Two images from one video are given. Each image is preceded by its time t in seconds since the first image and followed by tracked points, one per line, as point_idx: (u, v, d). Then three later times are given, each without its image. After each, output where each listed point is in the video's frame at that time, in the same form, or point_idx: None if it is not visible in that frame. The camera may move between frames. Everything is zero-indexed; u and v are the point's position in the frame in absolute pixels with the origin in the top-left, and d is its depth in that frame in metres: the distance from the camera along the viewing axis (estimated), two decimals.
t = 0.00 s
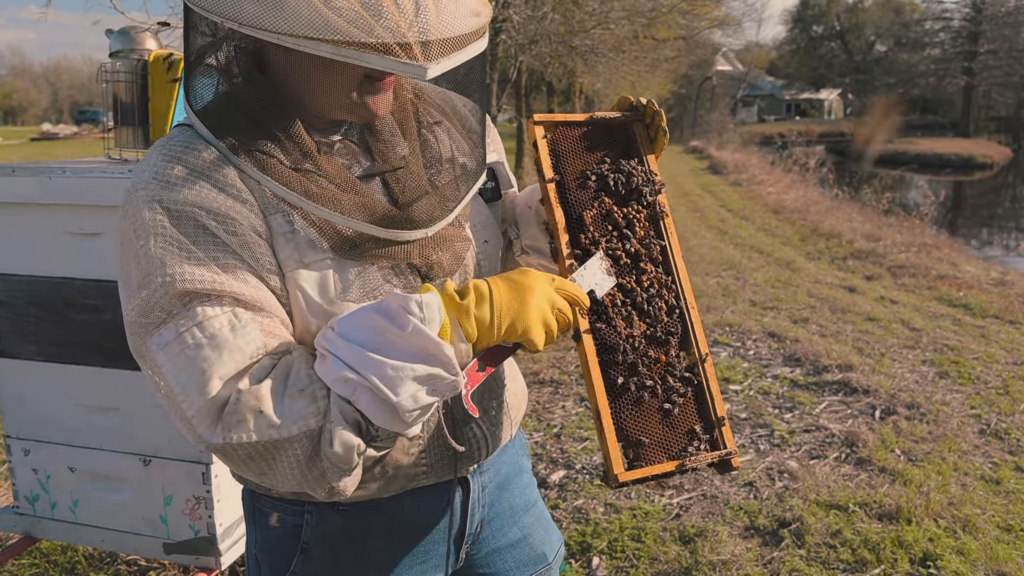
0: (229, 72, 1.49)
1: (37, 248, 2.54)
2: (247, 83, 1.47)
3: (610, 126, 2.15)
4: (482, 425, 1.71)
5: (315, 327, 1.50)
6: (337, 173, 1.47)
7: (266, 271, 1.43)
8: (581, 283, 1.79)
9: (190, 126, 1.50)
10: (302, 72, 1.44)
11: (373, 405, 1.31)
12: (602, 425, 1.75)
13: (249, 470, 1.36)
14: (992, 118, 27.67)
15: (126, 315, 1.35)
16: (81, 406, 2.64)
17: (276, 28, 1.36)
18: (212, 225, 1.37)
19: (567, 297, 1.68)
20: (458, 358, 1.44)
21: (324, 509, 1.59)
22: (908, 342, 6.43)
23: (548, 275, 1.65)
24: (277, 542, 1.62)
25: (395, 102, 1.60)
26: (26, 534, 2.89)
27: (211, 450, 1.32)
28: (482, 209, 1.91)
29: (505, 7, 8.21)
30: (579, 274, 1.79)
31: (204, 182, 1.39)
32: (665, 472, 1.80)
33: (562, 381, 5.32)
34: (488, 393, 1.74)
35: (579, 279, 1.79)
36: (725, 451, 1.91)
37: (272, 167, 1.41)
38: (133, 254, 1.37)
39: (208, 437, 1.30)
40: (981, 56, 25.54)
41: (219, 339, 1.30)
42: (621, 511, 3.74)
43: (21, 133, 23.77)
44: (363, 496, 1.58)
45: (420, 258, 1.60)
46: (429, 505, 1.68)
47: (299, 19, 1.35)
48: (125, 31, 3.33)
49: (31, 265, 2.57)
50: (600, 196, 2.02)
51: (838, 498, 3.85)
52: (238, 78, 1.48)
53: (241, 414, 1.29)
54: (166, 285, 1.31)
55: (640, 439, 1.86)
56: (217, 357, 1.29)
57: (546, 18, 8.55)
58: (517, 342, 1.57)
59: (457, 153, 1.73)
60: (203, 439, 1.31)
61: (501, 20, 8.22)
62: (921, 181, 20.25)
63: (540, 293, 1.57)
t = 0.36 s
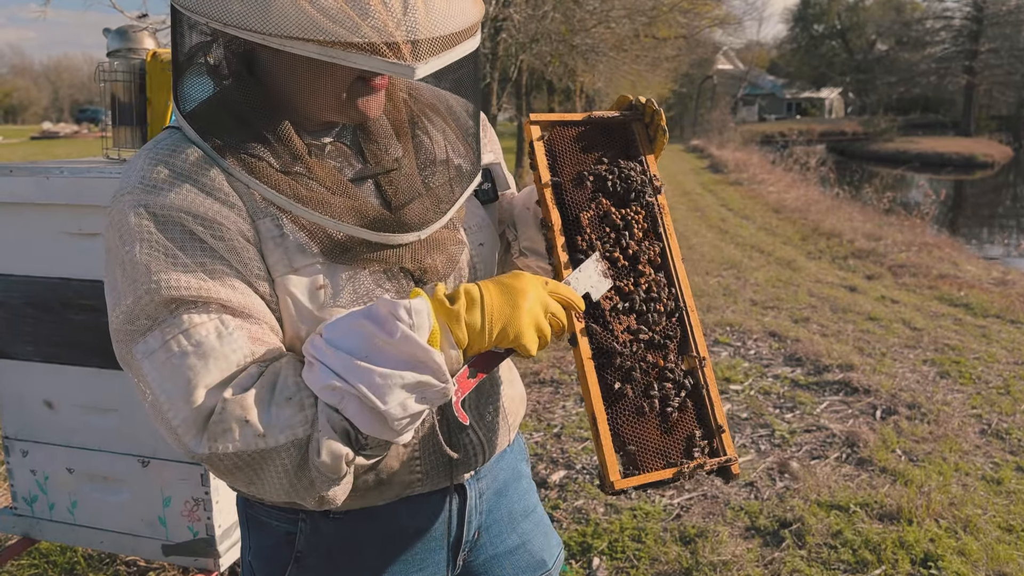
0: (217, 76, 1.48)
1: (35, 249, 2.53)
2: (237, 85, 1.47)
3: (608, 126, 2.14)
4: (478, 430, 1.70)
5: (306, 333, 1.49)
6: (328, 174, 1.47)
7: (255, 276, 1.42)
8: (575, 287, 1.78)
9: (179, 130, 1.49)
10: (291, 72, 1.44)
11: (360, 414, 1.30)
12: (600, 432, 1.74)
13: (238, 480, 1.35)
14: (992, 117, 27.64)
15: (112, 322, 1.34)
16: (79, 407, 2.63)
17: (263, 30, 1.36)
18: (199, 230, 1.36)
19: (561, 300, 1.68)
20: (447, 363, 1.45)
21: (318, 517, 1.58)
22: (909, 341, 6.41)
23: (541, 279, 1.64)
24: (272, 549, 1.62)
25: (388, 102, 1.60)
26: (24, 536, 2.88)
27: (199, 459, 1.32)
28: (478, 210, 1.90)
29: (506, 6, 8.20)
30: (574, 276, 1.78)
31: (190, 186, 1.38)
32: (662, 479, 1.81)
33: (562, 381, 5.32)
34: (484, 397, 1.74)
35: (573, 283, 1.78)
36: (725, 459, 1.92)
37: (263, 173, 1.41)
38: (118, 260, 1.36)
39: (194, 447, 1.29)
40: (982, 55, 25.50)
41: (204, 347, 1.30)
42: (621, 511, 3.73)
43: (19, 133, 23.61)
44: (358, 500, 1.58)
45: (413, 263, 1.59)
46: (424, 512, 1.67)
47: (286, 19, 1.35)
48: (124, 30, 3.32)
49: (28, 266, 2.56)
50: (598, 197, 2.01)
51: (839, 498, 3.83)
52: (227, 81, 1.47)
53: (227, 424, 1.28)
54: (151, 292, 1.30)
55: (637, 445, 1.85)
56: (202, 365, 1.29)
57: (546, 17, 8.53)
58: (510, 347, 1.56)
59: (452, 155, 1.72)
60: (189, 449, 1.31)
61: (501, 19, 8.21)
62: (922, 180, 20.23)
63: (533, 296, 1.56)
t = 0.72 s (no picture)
0: (211, 79, 1.48)
1: (33, 249, 2.53)
2: (231, 87, 1.47)
3: (607, 125, 2.14)
4: (477, 433, 1.70)
5: (301, 337, 1.49)
6: (324, 177, 1.46)
7: (248, 280, 1.41)
8: (575, 299, 1.77)
9: (172, 134, 1.49)
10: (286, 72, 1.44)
11: (352, 425, 1.29)
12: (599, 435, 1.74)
13: (229, 488, 1.35)
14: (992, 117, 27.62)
15: (102, 327, 1.34)
16: (77, 408, 2.63)
17: (255, 29, 1.35)
18: (191, 236, 1.35)
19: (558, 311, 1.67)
20: (441, 376, 1.43)
21: (316, 520, 1.58)
22: (909, 341, 6.41)
23: (538, 289, 1.64)
24: (271, 553, 1.62)
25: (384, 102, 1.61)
26: (23, 537, 2.88)
27: (189, 468, 1.32)
28: (475, 210, 1.90)
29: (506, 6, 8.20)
30: (571, 288, 1.78)
31: (181, 190, 1.38)
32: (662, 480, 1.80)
33: (562, 381, 5.31)
34: (483, 400, 1.73)
35: (570, 295, 1.77)
36: (725, 460, 1.91)
37: (256, 179, 1.41)
38: (110, 266, 1.35)
39: (184, 456, 1.29)
40: (982, 55, 25.50)
41: (195, 355, 1.29)
42: (621, 511, 3.73)
43: (18, 133, 23.57)
44: (356, 504, 1.57)
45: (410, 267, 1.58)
46: (423, 515, 1.66)
47: (278, 19, 1.35)
48: (123, 30, 3.31)
49: (26, 266, 2.56)
50: (596, 197, 2.01)
51: (840, 498, 3.83)
52: (221, 83, 1.47)
53: (218, 433, 1.28)
54: (142, 299, 1.30)
55: (637, 446, 1.85)
56: (193, 374, 1.29)
57: (546, 17, 8.53)
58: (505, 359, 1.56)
59: (449, 155, 1.74)
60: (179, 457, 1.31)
61: (502, 19, 8.20)
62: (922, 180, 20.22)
63: (529, 309, 1.56)
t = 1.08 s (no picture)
0: (211, 80, 1.48)
1: (33, 249, 2.53)
2: (232, 88, 1.47)
3: (605, 124, 2.15)
4: (478, 431, 1.70)
5: (301, 336, 1.49)
6: (322, 176, 1.46)
7: (248, 280, 1.41)
8: (575, 298, 1.78)
9: (173, 134, 1.49)
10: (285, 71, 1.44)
11: (351, 424, 1.29)
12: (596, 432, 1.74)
13: (228, 488, 1.35)
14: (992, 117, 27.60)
15: (102, 327, 1.34)
16: (77, 408, 2.63)
17: (255, 28, 1.36)
18: (191, 236, 1.35)
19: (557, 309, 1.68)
20: (441, 375, 1.43)
21: (318, 520, 1.59)
22: (909, 341, 6.42)
23: (538, 288, 1.64)
24: (273, 552, 1.63)
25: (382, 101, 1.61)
26: (23, 536, 2.88)
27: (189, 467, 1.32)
28: (475, 209, 1.90)
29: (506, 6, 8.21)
30: (571, 285, 1.78)
31: (181, 190, 1.38)
32: (659, 478, 1.80)
33: (562, 381, 5.31)
34: (482, 398, 1.73)
35: (570, 292, 1.77)
36: (724, 458, 1.90)
37: (256, 178, 1.41)
38: (110, 266, 1.35)
39: (183, 455, 1.29)
40: (981, 55, 25.52)
41: (195, 355, 1.29)
42: (621, 511, 3.73)
43: (18, 133, 23.55)
44: (356, 503, 1.57)
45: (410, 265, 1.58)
46: (425, 513, 1.67)
47: (277, 17, 1.35)
48: (123, 30, 3.31)
49: (26, 266, 2.56)
50: (595, 194, 2.01)
51: (840, 498, 3.83)
52: (221, 83, 1.47)
53: (217, 433, 1.28)
54: (141, 299, 1.30)
55: (635, 444, 1.84)
56: (193, 373, 1.29)
57: (546, 17, 8.53)
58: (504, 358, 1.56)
59: (450, 153, 1.74)
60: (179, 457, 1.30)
61: (501, 19, 8.21)
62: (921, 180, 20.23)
63: (529, 308, 1.56)
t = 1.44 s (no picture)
0: (211, 76, 1.48)
1: (32, 248, 2.53)
2: (229, 84, 1.46)
3: (603, 121, 2.15)
4: (479, 425, 1.70)
5: (302, 330, 1.49)
6: (321, 172, 1.47)
7: (248, 273, 1.41)
8: (586, 310, 1.79)
9: (172, 130, 1.49)
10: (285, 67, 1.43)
11: (355, 424, 1.30)
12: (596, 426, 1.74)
13: (229, 482, 1.35)
14: (991, 117, 27.61)
15: (104, 322, 1.34)
16: (76, 406, 2.63)
17: (254, 22, 1.37)
18: (191, 230, 1.36)
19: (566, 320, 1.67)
20: (446, 380, 1.44)
21: (319, 516, 1.59)
22: (908, 341, 6.42)
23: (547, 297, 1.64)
24: (273, 548, 1.63)
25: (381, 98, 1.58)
26: (22, 535, 2.88)
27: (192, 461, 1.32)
28: (473, 204, 1.91)
29: (505, 6, 8.21)
30: (584, 297, 1.80)
31: (181, 185, 1.38)
32: (657, 473, 1.81)
33: (561, 380, 5.31)
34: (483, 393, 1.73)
35: (582, 305, 1.79)
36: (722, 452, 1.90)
37: (257, 173, 1.42)
38: (111, 261, 1.36)
39: (187, 449, 1.29)
40: (980, 55, 25.58)
41: (197, 349, 1.30)
42: (620, 510, 3.73)
43: (16, 133, 23.48)
44: (357, 499, 1.57)
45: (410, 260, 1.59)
46: (425, 509, 1.67)
47: (277, 11, 1.36)
48: (122, 29, 3.31)
49: (25, 264, 2.56)
50: (593, 191, 2.02)
51: (838, 497, 3.83)
52: (221, 79, 1.47)
53: (221, 427, 1.28)
54: (142, 293, 1.30)
55: (634, 439, 1.85)
56: (196, 366, 1.29)
57: (545, 17, 8.53)
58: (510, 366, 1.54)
59: (447, 151, 1.75)
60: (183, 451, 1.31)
61: (500, 19, 8.21)
62: (920, 180, 20.25)
63: (537, 317, 1.55)
